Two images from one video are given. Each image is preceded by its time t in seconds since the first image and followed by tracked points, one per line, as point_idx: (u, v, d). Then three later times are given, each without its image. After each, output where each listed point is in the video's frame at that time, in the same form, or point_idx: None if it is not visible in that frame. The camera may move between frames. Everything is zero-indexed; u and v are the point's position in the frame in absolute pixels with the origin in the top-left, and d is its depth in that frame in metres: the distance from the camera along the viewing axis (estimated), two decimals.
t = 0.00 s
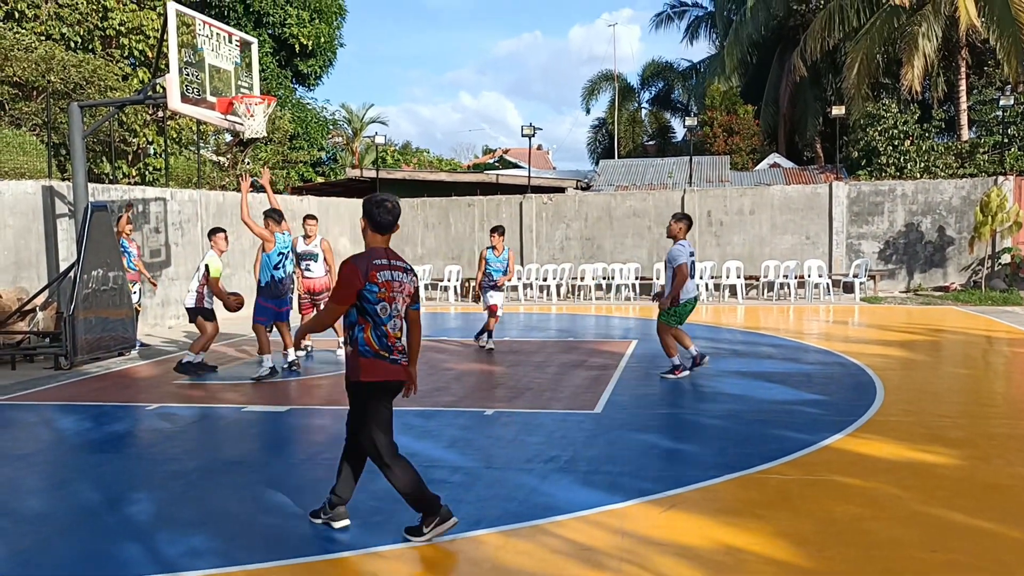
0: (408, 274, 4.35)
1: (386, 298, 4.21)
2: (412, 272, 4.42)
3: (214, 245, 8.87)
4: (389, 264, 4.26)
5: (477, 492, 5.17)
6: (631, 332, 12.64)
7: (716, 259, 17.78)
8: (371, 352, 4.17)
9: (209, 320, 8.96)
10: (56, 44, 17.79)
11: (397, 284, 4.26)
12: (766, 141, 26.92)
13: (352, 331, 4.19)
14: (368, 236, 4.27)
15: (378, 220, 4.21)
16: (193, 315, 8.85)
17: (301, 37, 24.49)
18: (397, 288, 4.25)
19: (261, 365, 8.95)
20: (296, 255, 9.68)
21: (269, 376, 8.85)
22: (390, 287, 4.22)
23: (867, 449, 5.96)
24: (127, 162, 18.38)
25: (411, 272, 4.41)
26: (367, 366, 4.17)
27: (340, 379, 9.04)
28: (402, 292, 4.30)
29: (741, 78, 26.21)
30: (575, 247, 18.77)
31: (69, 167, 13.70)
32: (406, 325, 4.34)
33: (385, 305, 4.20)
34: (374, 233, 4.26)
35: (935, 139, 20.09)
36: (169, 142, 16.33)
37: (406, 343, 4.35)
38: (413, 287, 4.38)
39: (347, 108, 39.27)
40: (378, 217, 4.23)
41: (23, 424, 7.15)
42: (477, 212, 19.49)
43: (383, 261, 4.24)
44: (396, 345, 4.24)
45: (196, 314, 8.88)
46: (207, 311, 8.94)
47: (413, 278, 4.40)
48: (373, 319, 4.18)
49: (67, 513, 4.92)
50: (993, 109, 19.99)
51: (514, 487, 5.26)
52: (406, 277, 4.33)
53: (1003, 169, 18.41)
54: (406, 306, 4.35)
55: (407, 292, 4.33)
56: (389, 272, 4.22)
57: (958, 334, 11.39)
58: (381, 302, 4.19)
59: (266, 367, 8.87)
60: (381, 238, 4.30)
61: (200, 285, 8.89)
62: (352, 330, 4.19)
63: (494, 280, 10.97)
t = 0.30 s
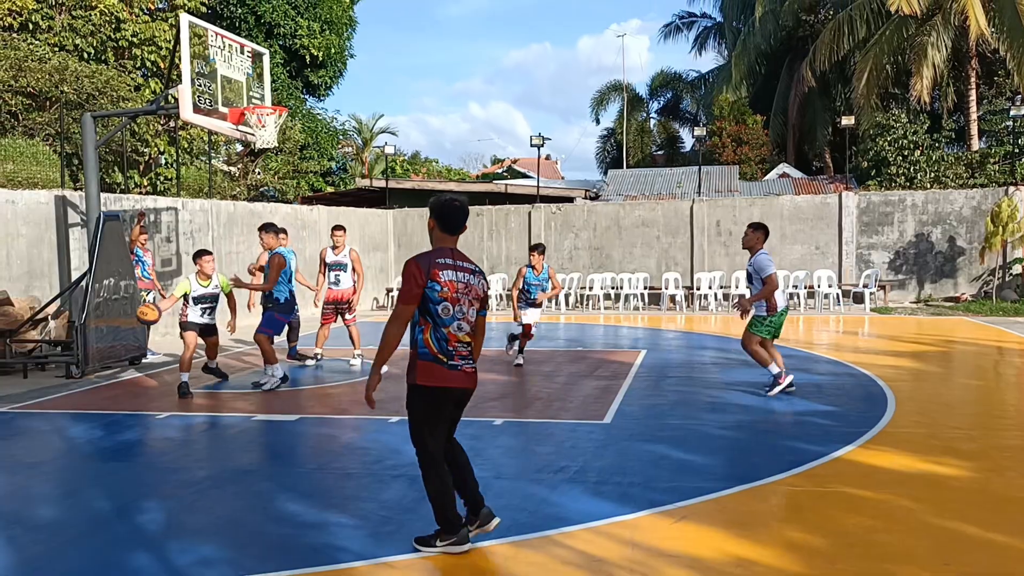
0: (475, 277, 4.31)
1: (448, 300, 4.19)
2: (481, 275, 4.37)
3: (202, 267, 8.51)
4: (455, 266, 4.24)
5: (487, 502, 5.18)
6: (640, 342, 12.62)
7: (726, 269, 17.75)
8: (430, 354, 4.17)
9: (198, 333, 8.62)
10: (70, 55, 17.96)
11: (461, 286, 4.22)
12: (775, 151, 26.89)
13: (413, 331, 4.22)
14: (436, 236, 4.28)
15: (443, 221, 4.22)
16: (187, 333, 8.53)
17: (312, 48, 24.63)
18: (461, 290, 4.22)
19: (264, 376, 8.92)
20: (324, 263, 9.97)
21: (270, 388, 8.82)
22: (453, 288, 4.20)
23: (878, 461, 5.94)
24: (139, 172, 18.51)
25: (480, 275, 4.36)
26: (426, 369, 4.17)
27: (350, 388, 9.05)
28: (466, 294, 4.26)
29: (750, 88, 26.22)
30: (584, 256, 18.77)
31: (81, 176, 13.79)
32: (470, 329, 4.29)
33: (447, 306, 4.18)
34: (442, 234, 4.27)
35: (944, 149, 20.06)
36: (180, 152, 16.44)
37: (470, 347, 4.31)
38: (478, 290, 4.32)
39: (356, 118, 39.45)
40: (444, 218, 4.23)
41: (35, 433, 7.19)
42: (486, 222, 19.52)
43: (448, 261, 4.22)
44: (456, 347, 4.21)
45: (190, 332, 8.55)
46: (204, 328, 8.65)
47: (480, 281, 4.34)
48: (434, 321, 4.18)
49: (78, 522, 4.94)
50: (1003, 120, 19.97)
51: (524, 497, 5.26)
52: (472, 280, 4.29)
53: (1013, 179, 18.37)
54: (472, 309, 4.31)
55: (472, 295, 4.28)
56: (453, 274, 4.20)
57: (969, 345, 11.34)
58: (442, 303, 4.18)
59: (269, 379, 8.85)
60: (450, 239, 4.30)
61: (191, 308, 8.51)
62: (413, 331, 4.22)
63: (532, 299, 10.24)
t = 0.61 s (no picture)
0: (540, 294, 4.04)
1: (510, 320, 3.94)
2: (548, 293, 4.10)
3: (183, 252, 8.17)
4: (518, 283, 4.00)
5: (489, 513, 5.17)
6: (641, 352, 12.61)
7: (727, 279, 17.75)
8: (492, 376, 3.95)
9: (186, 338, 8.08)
10: (74, 65, 18.04)
11: (524, 304, 3.98)
12: (777, 161, 26.94)
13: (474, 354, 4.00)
14: (500, 252, 4.04)
15: (505, 236, 3.99)
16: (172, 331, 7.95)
17: (315, 58, 24.73)
18: (523, 310, 3.97)
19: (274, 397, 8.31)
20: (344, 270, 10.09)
21: (293, 404, 8.27)
22: (516, 306, 3.95)
23: (880, 472, 5.92)
24: (142, 181, 18.57)
25: (547, 293, 4.09)
26: (485, 391, 3.96)
27: (351, 397, 9.05)
28: (531, 313, 4.00)
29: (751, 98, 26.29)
30: (585, 265, 18.79)
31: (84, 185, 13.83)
32: (536, 350, 4.03)
33: (510, 326, 3.94)
34: (506, 249, 4.04)
35: (946, 160, 20.08)
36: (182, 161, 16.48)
37: (536, 368, 4.04)
38: (545, 309, 4.06)
39: (359, 127, 39.57)
40: (506, 233, 4.00)
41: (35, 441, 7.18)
42: (487, 232, 19.55)
43: (512, 278, 3.99)
44: (520, 370, 3.97)
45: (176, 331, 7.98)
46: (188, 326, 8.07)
47: (547, 299, 4.08)
48: (496, 342, 3.94)
49: (78, 530, 4.93)
50: (1005, 130, 20.01)
51: (526, 508, 5.25)
52: (538, 298, 4.03)
53: (1016, 190, 18.38)
54: (538, 329, 4.03)
55: (537, 314, 4.02)
56: (516, 292, 3.96)
57: (971, 356, 11.33)
58: (505, 322, 3.94)
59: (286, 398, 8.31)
60: (516, 254, 4.05)
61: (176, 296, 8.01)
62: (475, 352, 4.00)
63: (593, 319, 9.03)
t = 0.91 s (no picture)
0: (588, 293, 3.74)
1: (554, 321, 3.66)
2: (597, 292, 3.79)
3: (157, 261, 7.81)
4: (562, 281, 3.71)
5: (476, 520, 5.16)
6: (629, 359, 12.62)
7: (714, 287, 17.82)
8: (536, 380, 3.67)
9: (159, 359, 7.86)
10: (61, 69, 17.94)
11: (569, 304, 3.68)
12: (764, 170, 27.09)
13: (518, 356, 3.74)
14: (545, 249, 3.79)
15: (548, 233, 3.76)
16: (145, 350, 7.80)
17: (303, 64, 24.68)
18: (568, 309, 3.68)
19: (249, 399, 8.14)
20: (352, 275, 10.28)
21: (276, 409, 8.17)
22: (560, 306, 3.67)
23: (867, 480, 5.95)
24: (128, 186, 18.47)
25: (595, 291, 3.78)
26: (529, 396, 3.67)
27: (339, 404, 9.01)
28: (577, 313, 3.70)
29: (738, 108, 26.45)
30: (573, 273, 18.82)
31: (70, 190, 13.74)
32: (583, 352, 3.73)
33: (554, 326, 3.66)
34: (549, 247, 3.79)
35: (931, 170, 20.24)
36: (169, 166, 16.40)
37: (584, 372, 3.74)
38: (592, 308, 3.74)
39: (347, 133, 39.53)
40: (548, 230, 3.77)
41: (19, 447, 7.12)
42: (476, 239, 19.55)
43: (556, 276, 3.72)
44: (566, 373, 3.68)
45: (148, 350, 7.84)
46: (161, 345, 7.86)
47: (595, 297, 3.76)
48: (539, 343, 3.68)
49: (61, 538, 4.89)
50: (989, 141, 20.20)
51: (514, 515, 5.24)
52: (584, 296, 3.72)
53: (1000, 200, 18.57)
54: (585, 330, 3.74)
55: (584, 314, 3.72)
56: (560, 291, 3.68)
57: (956, 365, 11.40)
58: (549, 323, 3.66)
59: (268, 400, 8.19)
60: (560, 252, 3.80)
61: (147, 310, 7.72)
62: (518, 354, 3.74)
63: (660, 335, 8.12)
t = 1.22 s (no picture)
0: (607, 301, 3.31)
1: (569, 336, 3.28)
2: (620, 298, 3.34)
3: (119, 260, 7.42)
4: (576, 292, 3.32)
5: (456, 524, 5.13)
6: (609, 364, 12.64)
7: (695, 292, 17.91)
8: (557, 400, 3.32)
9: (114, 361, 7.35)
10: (38, 68, 17.74)
11: (584, 316, 3.28)
12: (745, 177, 27.28)
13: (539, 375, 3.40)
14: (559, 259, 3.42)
15: (559, 242, 3.40)
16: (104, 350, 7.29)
17: (284, 66, 24.57)
18: (584, 322, 3.28)
19: (228, 402, 8.07)
20: (356, 277, 10.54)
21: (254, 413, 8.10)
22: (573, 319, 3.28)
23: (845, 484, 5.99)
24: (106, 187, 18.30)
25: (617, 298, 3.34)
26: (552, 418, 3.32)
27: (318, 408, 8.95)
28: (594, 325, 3.28)
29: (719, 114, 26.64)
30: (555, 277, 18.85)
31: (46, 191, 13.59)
32: (608, 366, 3.32)
33: (569, 342, 3.28)
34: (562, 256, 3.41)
35: (908, 177, 20.44)
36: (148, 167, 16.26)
37: (612, 388, 3.33)
38: (613, 317, 3.31)
39: (329, 135, 39.40)
40: (557, 239, 3.41)
41: None
42: (458, 242, 19.52)
43: (569, 287, 3.33)
44: (587, 390, 3.29)
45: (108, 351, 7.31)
46: (131, 350, 7.38)
47: (616, 305, 3.33)
48: (556, 362, 3.32)
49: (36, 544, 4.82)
50: (966, 150, 20.44)
51: (494, 520, 5.22)
52: (601, 306, 3.30)
53: (977, 208, 18.95)
54: (608, 342, 3.31)
55: (603, 325, 3.29)
56: (573, 303, 3.29)
57: (933, 370, 11.50)
58: (563, 339, 3.29)
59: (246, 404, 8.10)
60: (576, 261, 3.41)
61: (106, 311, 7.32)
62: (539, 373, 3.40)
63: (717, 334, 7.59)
